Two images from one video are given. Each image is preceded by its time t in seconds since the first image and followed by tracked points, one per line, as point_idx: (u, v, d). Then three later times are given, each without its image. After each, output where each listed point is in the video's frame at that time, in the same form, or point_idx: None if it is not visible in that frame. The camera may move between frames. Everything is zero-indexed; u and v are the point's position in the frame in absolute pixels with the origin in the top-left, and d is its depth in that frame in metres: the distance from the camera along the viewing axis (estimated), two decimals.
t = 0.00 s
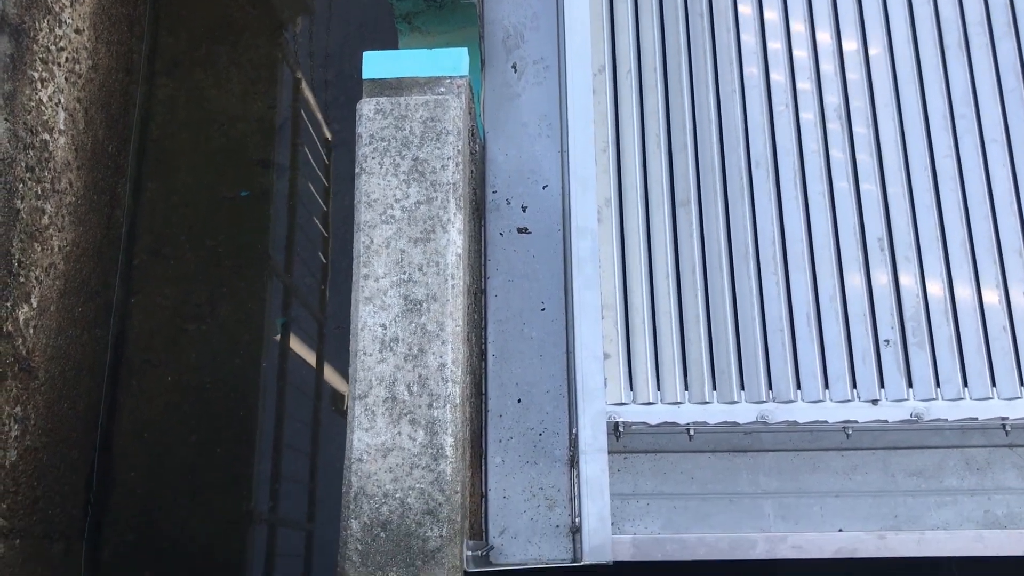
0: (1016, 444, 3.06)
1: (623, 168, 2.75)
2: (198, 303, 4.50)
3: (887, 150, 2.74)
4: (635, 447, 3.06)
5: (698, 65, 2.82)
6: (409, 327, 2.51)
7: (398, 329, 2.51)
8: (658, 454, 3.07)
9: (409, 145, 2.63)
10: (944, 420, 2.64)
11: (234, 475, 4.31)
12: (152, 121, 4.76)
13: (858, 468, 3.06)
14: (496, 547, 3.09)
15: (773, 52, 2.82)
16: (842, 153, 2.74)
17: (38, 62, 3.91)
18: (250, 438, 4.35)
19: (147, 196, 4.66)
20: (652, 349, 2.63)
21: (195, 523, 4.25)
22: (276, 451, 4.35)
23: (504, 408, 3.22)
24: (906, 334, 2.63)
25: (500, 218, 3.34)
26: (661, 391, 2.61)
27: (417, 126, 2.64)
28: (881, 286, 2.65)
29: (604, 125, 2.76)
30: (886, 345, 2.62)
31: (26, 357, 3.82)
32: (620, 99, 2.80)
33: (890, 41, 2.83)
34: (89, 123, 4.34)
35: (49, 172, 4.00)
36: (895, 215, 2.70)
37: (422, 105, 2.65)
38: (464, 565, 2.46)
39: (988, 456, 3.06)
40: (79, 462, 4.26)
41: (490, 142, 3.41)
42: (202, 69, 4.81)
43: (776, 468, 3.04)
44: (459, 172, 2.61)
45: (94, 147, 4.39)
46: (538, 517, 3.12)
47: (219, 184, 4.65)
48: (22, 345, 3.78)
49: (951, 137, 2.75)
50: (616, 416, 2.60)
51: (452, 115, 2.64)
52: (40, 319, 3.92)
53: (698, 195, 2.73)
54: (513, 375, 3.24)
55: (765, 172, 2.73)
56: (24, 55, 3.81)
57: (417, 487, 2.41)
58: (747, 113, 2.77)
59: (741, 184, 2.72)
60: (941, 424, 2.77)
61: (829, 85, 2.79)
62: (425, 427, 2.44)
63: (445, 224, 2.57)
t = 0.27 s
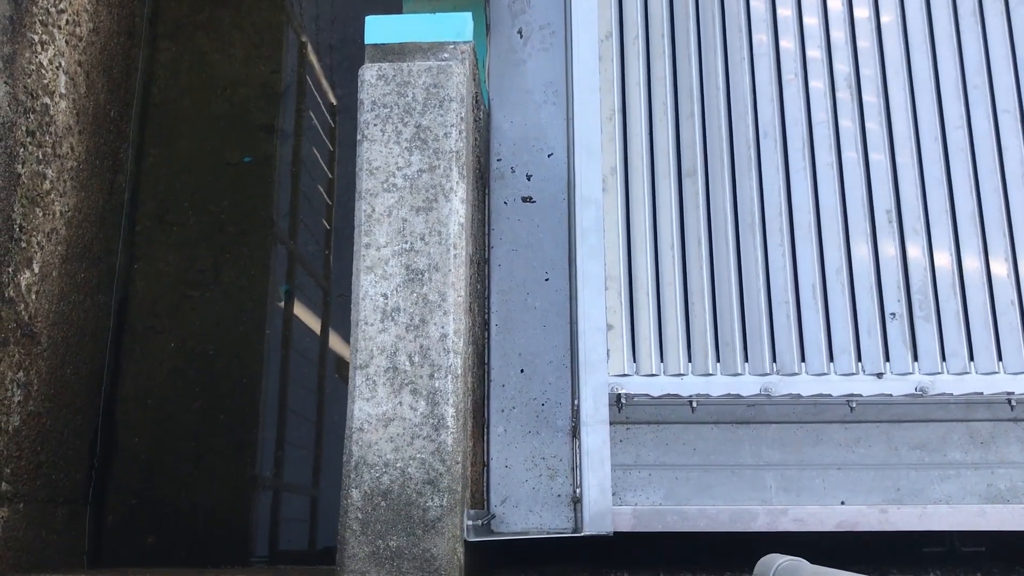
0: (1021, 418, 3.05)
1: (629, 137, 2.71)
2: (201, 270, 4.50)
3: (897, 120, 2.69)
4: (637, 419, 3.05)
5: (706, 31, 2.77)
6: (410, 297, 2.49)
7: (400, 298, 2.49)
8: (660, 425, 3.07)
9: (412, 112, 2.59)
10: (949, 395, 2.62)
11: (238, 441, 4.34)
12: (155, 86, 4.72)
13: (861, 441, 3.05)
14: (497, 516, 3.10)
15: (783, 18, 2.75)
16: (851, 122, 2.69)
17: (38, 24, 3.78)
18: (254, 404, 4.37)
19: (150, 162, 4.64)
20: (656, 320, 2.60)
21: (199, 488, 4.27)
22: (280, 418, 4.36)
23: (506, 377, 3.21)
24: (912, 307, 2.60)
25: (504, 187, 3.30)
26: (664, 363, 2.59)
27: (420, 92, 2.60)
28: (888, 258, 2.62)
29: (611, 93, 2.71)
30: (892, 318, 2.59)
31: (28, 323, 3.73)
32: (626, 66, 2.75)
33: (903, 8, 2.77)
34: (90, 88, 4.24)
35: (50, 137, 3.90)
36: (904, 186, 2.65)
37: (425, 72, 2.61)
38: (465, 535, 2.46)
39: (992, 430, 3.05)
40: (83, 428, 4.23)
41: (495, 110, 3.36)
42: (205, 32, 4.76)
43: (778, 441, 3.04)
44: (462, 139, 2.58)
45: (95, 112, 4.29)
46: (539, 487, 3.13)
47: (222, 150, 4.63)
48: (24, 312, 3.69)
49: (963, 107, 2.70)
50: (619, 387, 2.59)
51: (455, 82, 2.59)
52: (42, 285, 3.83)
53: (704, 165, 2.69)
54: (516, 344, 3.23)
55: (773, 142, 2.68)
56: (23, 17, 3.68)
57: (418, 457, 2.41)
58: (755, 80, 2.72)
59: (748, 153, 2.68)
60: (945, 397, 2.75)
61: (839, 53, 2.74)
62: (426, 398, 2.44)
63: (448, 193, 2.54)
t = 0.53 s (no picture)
0: (1020, 405, 3.04)
1: (628, 120, 2.69)
2: (200, 253, 4.49)
3: (900, 104, 2.66)
4: (636, 404, 3.05)
5: (707, 12, 2.73)
6: (407, 281, 2.48)
7: (397, 283, 2.48)
8: (659, 410, 3.06)
9: (409, 95, 2.57)
10: (948, 381, 2.60)
11: (238, 423, 4.35)
12: (152, 66, 4.69)
13: (860, 426, 3.04)
14: (496, 500, 3.11)
15: None
16: (853, 105, 2.66)
17: (33, 4, 3.74)
18: (253, 387, 4.37)
19: (148, 144, 4.62)
20: (654, 305, 2.59)
21: (198, 470, 4.29)
22: (280, 400, 4.37)
23: (505, 361, 3.21)
24: (912, 293, 2.58)
25: (503, 170, 3.28)
26: (662, 347, 2.58)
27: (417, 74, 2.57)
28: (889, 243, 2.60)
29: (610, 75, 2.68)
30: (892, 303, 2.57)
31: (25, 305, 3.72)
32: (626, 48, 2.72)
33: None
34: (87, 69, 4.20)
35: (47, 118, 3.87)
36: (905, 169, 2.63)
37: (423, 54, 2.58)
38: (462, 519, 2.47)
39: (992, 416, 3.04)
40: (82, 410, 4.24)
41: (494, 93, 3.34)
42: (204, 13, 4.72)
43: (777, 425, 3.03)
44: (460, 122, 2.55)
45: (93, 93, 4.27)
46: (538, 471, 3.13)
47: (221, 131, 4.60)
48: (21, 293, 3.69)
49: (966, 91, 2.67)
50: (616, 372, 2.56)
51: (453, 64, 2.57)
52: (39, 267, 3.82)
53: (704, 148, 2.67)
54: (515, 329, 3.22)
55: (773, 125, 2.66)
56: None
57: (414, 441, 2.41)
58: (756, 63, 2.69)
59: (748, 136, 2.65)
60: (944, 383, 2.74)
61: (841, 35, 2.71)
62: (422, 382, 2.43)
63: (445, 176, 2.52)
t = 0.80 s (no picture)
0: (1014, 404, 3.05)
1: (623, 121, 2.70)
2: (197, 254, 4.50)
3: (894, 104, 2.67)
4: (632, 403, 3.07)
5: (701, 13, 2.75)
6: (402, 281, 2.49)
7: (392, 282, 2.49)
8: (654, 410, 3.07)
9: (404, 96, 2.58)
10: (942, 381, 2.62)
11: (235, 424, 4.35)
12: (149, 68, 4.70)
13: (856, 426, 3.05)
14: (491, 500, 3.12)
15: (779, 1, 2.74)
16: (847, 105, 2.68)
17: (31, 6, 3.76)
18: (251, 387, 4.38)
19: (145, 145, 4.63)
20: (649, 304, 2.60)
21: (196, 470, 4.30)
22: (277, 401, 4.38)
23: (501, 361, 3.22)
24: (906, 292, 2.60)
25: (500, 170, 3.29)
26: (657, 347, 2.59)
27: (413, 75, 2.58)
28: (883, 243, 2.61)
29: (605, 76, 2.71)
30: (886, 303, 2.59)
31: (23, 305, 3.73)
32: (621, 49, 2.74)
33: None
34: (84, 71, 4.22)
35: (44, 119, 3.88)
36: (899, 170, 2.64)
37: (418, 55, 2.59)
38: (458, 517, 2.48)
39: (987, 415, 3.05)
40: (80, 411, 4.26)
41: (490, 94, 3.36)
42: (201, 15, 4.74)
43: (773, 425, 3.04)
44: (455, 123, 2.57)
45: (90, 94, 4.28)
46: (533, 470, 3.14)
47: (218, 133, 4.62)
48: (19, 295, 3.69)
49: (960, 91, 2.68)
50: (611, 372, 2.57)
51: (448, 65, 2.58)
52: (37, 268, 3.84)
53: (699, 149, 2.68)
54: (511, 329, 3.23)
55: (767, 126, 2.67)
56: None
57: (410, 440, 2.42)
58: (751, 64, 2.70)
59: (743, 137, 2.67)
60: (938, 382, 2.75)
61: (836, 36, 2.72)
62: (418, 382, 2.44)
63: (440, 177, 2.53)
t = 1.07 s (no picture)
0: (1007, 426, 3.07)
1: (618, 147, 2.74)
2: (195, 279, 4.52)
3: (884, 130, 2.72)
4: (627, 425, 3.09)
5: (694, 42, 2.80)
6: (399, 305, 2.52)
7: (389, 306, 2.52)
8: (650, 433, 3.09)
9: (402, 122, 2.62)
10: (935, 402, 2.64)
11: (232, 449, 4.34)
12: (149, 96, 4.77)
13: (850, 448, 3.06)
14: (488, 524, 3.12)
15: (771, 28, 2.80)
16: (837, 132, 2.72)
17: (33, 35, 3.86)
18: (248, 412, 4.38)
19: (144, 171, 4.67)
20: (644, 327, 2.62)
21: (192, 496, 4.28)
22: (274, 426, 4.37)
23: (498, 385, 3.23)
24: (898, 315, 2.62)
25: (496, 196, 3.33)
26: (652, 370, 2.61)
27: (410, 102, 2.63)
28: (874, 267, 2.64)
29: (600, 103, 2.75)
30: (879, 326, 2.61)
31: (23, 331, 3.80)
32: (615, 76, 2.79)
33: (890, 18, 2.81)
34: (85, 99, 4.30)
35: (46, 147, 3.96)
36: (890, 195, 2.68)
37: (415, 83, 2.64)
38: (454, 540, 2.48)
39: (980, 437, 3.07)
40: (78, 436, 4.29)
41: (486, 121, 3.41)
42: (202, 44, 4.80)
43: (768, 447, 3.06)
44: (452, 149, 2.61)
45: (91, 121, 4.35)
46: (530, 494, 3.14)
47: (219, 159, 4.65)
48: (18, 321, 3.75)
49: (949, 118, 2.73)
50: (607, 395, 2.59)
51: (445, 92, 2.63)
52: (36, 294, 3.90)
53: (692, 174, 2.72)
54: (507, 353, 3.25)
55: (760, 152, 2.71)
56: (18, 27, 3.77)
57: (406, 463, 2.43)
58: (743, 91, 2.76)
59: (736, 162, 2.71)
60: (931, 405, 2.77)
61: (826, 63, 2.78)
62: (414, 404, 2.46)
63: (437, 202, 2.57)
